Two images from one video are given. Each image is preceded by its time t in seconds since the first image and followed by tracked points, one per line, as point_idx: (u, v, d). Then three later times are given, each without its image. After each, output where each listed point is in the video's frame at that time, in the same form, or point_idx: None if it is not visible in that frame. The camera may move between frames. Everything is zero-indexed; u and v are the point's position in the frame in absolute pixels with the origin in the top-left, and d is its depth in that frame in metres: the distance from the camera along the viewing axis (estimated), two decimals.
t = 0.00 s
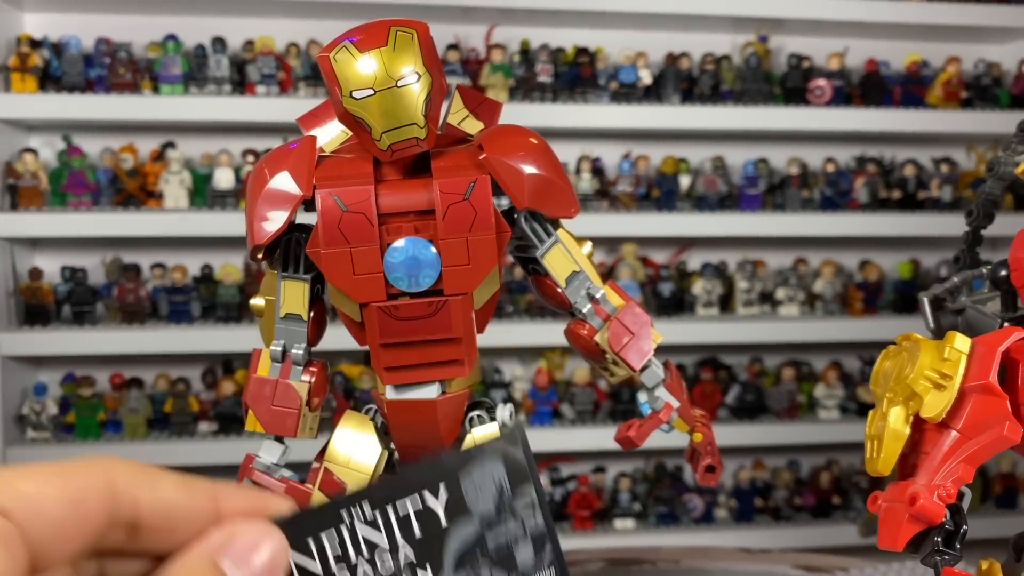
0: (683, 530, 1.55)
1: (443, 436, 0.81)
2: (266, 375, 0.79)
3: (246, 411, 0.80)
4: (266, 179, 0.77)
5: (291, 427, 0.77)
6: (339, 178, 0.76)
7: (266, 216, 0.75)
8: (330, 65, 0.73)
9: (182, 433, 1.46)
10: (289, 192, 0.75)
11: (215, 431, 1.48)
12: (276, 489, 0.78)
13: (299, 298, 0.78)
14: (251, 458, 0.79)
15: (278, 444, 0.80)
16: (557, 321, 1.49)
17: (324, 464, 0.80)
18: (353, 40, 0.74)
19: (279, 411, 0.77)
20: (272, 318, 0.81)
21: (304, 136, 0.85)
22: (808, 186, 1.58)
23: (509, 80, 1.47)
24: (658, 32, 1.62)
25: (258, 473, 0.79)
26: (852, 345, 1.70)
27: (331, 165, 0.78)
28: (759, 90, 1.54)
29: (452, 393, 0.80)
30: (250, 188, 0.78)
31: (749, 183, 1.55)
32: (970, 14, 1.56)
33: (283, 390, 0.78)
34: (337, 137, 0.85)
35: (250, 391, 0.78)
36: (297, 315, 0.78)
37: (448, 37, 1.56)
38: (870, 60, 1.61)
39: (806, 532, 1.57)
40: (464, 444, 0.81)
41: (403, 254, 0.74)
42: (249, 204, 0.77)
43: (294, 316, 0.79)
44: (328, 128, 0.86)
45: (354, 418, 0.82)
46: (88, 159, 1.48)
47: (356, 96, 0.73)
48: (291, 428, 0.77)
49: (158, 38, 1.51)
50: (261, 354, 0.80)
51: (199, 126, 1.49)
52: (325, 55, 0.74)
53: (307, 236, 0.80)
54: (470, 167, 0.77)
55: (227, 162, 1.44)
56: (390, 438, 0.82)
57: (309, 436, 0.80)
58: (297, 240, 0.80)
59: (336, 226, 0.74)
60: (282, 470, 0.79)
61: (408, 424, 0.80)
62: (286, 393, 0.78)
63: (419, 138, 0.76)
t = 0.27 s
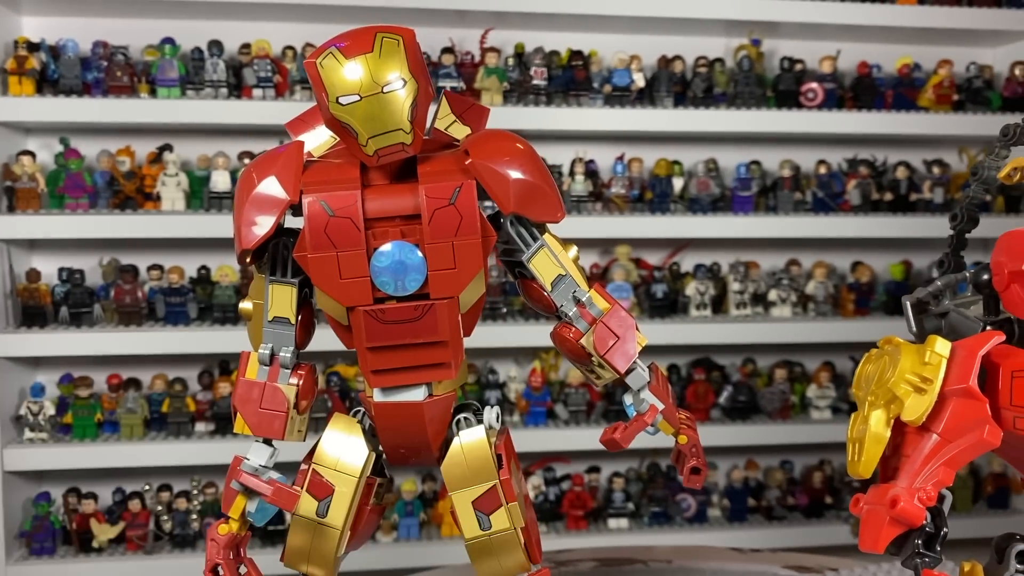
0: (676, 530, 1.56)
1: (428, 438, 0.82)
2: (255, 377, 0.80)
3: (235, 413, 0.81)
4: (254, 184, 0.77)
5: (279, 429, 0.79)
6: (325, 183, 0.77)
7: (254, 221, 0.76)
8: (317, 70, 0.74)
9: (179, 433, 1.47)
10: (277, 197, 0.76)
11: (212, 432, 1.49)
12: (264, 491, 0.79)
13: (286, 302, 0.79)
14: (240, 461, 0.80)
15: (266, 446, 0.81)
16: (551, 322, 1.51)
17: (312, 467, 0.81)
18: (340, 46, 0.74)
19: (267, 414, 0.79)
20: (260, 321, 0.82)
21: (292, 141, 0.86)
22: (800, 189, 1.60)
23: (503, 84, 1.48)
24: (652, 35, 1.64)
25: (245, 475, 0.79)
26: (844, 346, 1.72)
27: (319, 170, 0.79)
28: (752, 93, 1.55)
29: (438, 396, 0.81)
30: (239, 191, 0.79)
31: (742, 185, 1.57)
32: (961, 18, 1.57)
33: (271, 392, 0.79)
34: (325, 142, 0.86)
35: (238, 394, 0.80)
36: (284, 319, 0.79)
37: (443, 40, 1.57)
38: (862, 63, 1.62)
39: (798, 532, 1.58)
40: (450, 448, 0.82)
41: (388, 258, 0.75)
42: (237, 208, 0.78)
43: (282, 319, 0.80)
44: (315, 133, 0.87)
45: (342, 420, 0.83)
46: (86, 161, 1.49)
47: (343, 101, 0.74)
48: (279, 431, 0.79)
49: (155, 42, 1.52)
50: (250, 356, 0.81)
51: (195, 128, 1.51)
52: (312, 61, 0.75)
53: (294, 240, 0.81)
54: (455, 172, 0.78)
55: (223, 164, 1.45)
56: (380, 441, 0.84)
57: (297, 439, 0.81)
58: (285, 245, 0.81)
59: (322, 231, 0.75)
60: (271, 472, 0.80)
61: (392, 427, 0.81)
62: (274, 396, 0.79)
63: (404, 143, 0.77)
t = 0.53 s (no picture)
0: (675, 526, 1.56)
1: (424, 426, 0.82)
2: (249, 365, 0.80)
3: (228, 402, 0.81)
4: (247, 171, 0.77)
5: (273, 418, 0.78)
6: (320, 170, 0.77)
7: (248, 208, 0.76)
8: (310, 56, 0.74)
9: (177, 428, 1.47)
10: (270, 183, 0.76)
11: (210, 427, 1.49)
12: (258, 479, 0.79)
13: (280, 290, 0.79)
14: (233, 449, 0.80)
15: (260, 434, 0.80)
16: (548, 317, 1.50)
17: (306, 455, 0.81)
18: (333, 32, 0.74)
19: (261, 402, 0.78)
20: (253, 309, 0.82)
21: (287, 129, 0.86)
22: (799, 183, 1.59)
23: (501, 78, 1.48)
24: (650, 30, 1.63)
25: (240, 463, 0.79)
26: (843, 342, 1.71)
27: (312, 156, 0.79)
28: (750, 88, 1.55)
29: (433, 384, 0.81)
30: (232, 179, 0.79)
31: (740, 180, 1.56)
32: (959, 12, 1.57)
33: (265, 380, 0.79)
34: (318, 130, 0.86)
35: (232, 382, 0.79)
36: (278, 306, 0.79)
37: (442, 35, 1.57)
38: (861, 58, 1.62)
39: (797, 527, 1.58)
40: (446, 437, 0.82)
41: (382, 245, 0.75)
42: (230, 195, 0.78)
43: (276, 307, 0.79)
44: (310, 121, 0.86)
45: (337, 409, 0.83)
46: (83, 156, 1.49)
47: (336, 87, 0.74)
48: (273, 419, 0.78)
49: (153, 36, 1.52)
50: (244, 344, 0.80)
51: (193, 123, 1.50)
52: (305, 47, 0.74)
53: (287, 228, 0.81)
54: (450, 159, 0.78)
55: (221, 159, 1.45)
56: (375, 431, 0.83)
57: (291, 428, 0.80)
58: (278, 232, 0.80)
59: (316, 218, 0.75)
60: (265, 460, 0.79)
61: (387, 414, 0.81)
62: (267, 384, 0.79)
63: (399, 130, 0.77)
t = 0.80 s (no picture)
0: (678, 527, 1.55)
1: (430, 429, 0.82)
2: (254, 368, 0.79)
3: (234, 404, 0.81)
4: (252, 172, 0.77)
5: (278, 420, 0.78)
6: (325, 172, 0.77)
7: (253, 210, 0.76)
8: (316, 57, 0.74)
9: (179, 430, 1.47)
10: (276, 185, 0.76)
11: (212, 428, 1.48)
12: (263, 483, 0.79)
13: (286, 292, 0.79)
14: (239, 452, 0.80)
15: (266, 438, 0.80)
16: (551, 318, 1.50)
17: (312, 459, 0.81)
18: (340, 32, 0.74)
19: (267, 404, 0.78)
20: (259, 311, 0.82)
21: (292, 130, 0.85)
22: (802, 184, 1.59)
23: (504, 79, 1.47)
24: (653, 31, 1.63)
25: (245, 466, 0.79)
26: (846, 343, 1.71)
27: (318, 158, 0.79)
28: (753, 89, 1.55)
29: (439, 386, 0.81)
30: (238, 180, 0.79)
31: (743, 181, 1.56)
32: (963, 13, 1.56)
33: (270, 383, 0.78)
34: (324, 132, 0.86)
35: (238, 385, 0.79)
36: (284, 309, 0.79)
37: (444, 36, 1.57)
38: (864, 58, 1.62)
39: (800, 529, 1.57)
40: (452, 440, 0.82)
41: (389, 247, 0.75)
42: (236, 197, 0.78)
43: (281, 309, 0.79)
44: (315, 122, 0.86)
45: (342, 412, 0.83)
46: (85, 157, 1.49)
47: (342, 89, 0.74)
48: (278, 422, 0.78)
49: (154, 37, 1.51)
50: (249, 346, 0.80)
51: (195, 123, 1.50)
52: (311, 48, 0.74)
53: (293, 230, 0.80)
54: (456, 160, 0.78)
55: (223, 159, 1.45)
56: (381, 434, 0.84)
57: (296, 430, 0.80)
58: (284, 234, 0.80)
59: (322, 220, 0.75)
60: (270, 463, 0.80)
61: (394, 417, 0.81)
62: (273, 386, 0.78)
63: (405, 131, 0.77)
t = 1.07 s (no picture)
0: (683, 538, 1.55)
1: (443, 453, 0.82)
2: (268, 394, 0.79)
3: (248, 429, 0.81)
4: (268, 199, 0.77)
5: (293, 447, 0.79)
6: (340, 200, 0.77)
7: (268, 237, 0.76)
8: (332, 86, 0.75)
9: (185, 440, 1.47)
10: (291, 212, 0.76)
11: (217, 439, 1.49)
12: (278, 510, 0.78)
13: (299, 317, 0.79)
14: (253, 478, 0.79)
15: (280, 463, 0.80)
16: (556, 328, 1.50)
17: (326, 484, 0.81)
18: (355, 62, 0.75)
19: (281, 431, 0.79)
20: (273, 337, 0.82)
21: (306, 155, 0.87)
22: (807, 194, 1.59)
23: (509, 90, 1.47)
24: (658, 40, 1.63)
25: (260, 493, 0.79)
26: (851, 352, 1.71)
27: (333, 185, 0.79)
28: (758, 99, 1.55)
29: (453, 412, 0.82)
30: (252, 207, 0.79)
31: (748, 191, 1.56)
32: (968, 23, 1.57)
33: (284, 410, 0.79)
34: (338, 156, 0.87)
35: (252, 412, 0.79)
36: (298, 335, 0.80)
37: (450, 46, 1.57)
38: (868, 68, 1.62)
39: (805, 538, 1.58)
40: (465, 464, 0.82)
41: (404, 274, 0.75)
42: (251, 223, 0.78)
43: (296, 335, 0.80)
44: (328, 147, 0.88)
45: (355, 436, 0.83)
46: (91, 168, 1.49)
47: (358, 118, 0.74)
48: (292, 449, 0.79)
49: (160, 48, 1.51)
50: (264, 371, 0.81)
51: (202, 134, 1.50)
52: (326, 76, 0.75)
53: (307, 256, 0.81)
54: (471, 187, 0.78)
55: (229, 171, 1.45)
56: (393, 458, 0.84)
57: (310, 456, 0.80)
58: (298, 260, 0.81)
59: (337, 248, 0.75)
60: (284, 489, 0.79)
61: (408, 443, 0.82)
62: (287, 413, 0.79)
63: (420, 159, 0.77)
